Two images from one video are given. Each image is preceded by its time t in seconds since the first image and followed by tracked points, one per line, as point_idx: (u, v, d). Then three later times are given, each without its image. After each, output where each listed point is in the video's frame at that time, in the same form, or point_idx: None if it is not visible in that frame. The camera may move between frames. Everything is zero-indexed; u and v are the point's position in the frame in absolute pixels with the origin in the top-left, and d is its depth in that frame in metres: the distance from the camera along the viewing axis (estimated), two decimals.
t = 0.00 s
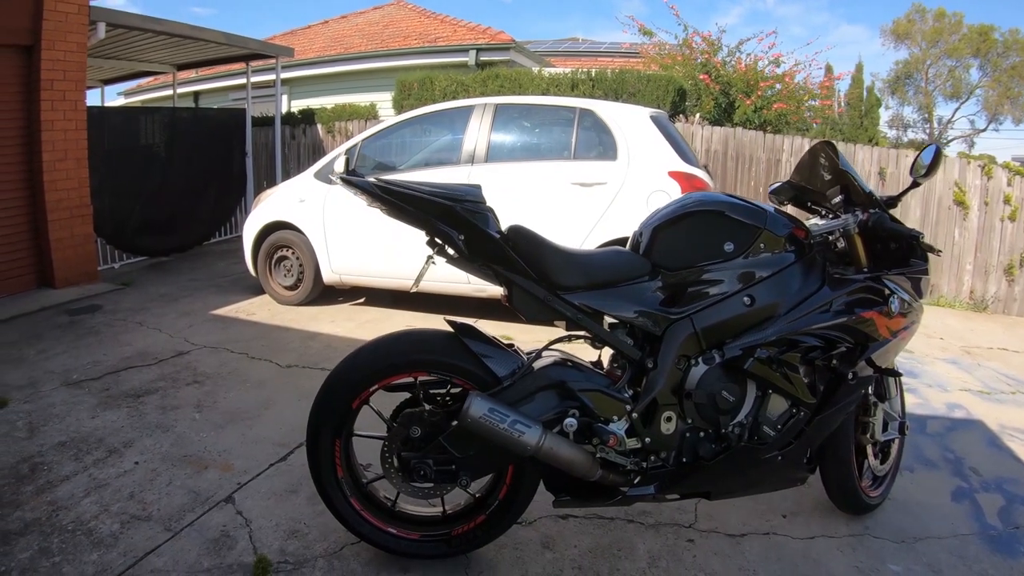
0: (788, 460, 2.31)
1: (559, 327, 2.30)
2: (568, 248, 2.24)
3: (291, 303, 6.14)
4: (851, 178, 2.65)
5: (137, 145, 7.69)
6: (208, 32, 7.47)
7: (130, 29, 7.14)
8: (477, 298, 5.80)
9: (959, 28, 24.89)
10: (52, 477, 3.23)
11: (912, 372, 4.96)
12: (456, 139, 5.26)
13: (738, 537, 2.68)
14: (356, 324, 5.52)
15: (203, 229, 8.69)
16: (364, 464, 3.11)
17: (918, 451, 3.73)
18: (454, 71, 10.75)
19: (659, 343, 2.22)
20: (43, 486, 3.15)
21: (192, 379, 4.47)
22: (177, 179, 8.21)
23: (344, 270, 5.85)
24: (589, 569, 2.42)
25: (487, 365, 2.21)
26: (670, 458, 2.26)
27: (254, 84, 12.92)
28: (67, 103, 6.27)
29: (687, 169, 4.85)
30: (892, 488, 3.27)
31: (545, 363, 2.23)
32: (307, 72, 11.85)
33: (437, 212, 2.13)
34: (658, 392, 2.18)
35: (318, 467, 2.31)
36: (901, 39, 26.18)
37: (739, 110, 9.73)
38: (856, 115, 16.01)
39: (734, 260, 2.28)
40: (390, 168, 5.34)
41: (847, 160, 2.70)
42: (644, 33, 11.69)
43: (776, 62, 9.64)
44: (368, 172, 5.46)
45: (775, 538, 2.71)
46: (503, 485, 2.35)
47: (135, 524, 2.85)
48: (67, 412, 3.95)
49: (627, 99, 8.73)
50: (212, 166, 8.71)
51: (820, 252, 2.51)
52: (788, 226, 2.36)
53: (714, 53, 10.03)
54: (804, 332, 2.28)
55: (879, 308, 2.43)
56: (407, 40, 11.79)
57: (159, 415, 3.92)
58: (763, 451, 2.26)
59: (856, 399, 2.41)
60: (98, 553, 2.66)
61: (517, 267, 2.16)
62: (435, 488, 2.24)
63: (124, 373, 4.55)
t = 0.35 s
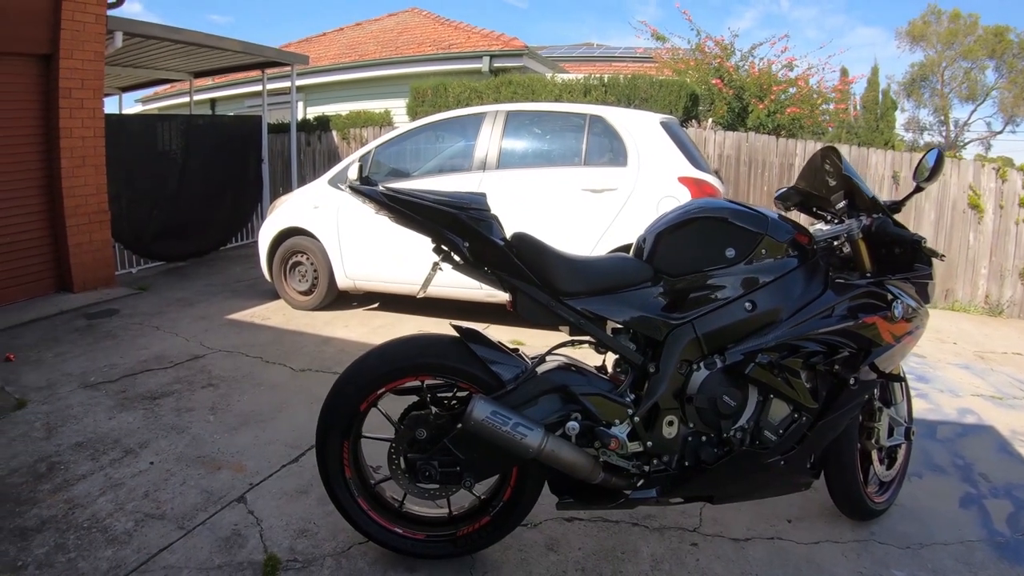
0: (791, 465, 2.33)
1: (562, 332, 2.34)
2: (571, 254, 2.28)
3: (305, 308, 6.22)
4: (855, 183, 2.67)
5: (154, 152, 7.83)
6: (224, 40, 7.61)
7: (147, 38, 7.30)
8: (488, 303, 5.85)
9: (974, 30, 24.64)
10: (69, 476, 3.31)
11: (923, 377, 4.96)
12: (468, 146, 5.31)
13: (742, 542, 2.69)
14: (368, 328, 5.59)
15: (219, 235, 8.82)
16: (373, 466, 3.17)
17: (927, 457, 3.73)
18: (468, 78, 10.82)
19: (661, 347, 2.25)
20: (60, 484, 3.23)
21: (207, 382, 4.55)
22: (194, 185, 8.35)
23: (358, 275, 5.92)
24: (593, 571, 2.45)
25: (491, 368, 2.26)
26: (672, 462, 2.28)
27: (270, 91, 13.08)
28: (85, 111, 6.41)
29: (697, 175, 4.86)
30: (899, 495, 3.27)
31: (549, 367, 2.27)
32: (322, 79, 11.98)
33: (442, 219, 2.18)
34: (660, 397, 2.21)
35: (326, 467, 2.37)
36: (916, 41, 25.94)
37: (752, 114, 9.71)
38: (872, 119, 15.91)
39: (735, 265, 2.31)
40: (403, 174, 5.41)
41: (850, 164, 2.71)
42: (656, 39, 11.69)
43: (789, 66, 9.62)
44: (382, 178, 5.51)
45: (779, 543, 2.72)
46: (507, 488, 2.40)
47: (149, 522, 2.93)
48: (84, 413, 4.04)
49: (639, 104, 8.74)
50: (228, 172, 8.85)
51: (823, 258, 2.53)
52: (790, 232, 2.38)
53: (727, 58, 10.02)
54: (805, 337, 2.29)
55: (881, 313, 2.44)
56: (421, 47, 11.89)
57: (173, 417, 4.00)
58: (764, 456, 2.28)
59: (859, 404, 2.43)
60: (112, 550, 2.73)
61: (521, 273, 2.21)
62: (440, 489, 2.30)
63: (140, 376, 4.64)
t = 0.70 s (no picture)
0: (785, 465, 2.36)
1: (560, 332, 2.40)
2: (568, 256, 2.34)
3: (322, 311, 6.32)
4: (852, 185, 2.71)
5: (174, 158, 8.01)
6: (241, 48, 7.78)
7: (166, 46, 7.49)
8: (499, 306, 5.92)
9: (993, 30, 24.32)
10: (87, 469, 3.43)
11: (933, 381, 4.97)
12: (480, 151, 5.38)
13: (740, 542, 2.73)
14: (381, 331, 5.68)
15: (239, 240, 9.00)
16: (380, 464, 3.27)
17: (934, 461, 3.73)
18: (483, 84, 10.92)
19: (655, 347, 2.29)
20: (78, 478, 3.36)
21: (222, 381, 4.67)
22: (214, 190, 8.52)
23: (372, 279, 6.02)
24: (588, 567, 2.53)
25: (489, 366, 2.34)
26: (668, 461, 2.32)
27: (289, 98, 13.27)
28: (106, 118, 6.60)
29: (706, 179, 4.88)
30: (903, 498, 3.28)
31: (545, 367, 2.34)
32: (340, 85, 12.14)
33: (443, 224, 2.25)
34: (653, 396, 2.26)
35: (332, 463, 2.51)
36: (934, 42, 25.64)
37: (766, 118, 9.68)
38: (890, 122, 15.80)
39: (730, 267, 2.35)
40: (418, 179, 5.50)
41: (848, 167, 2.75)
42: (671, 42, 11.69)
43: (803, 69, 9.58)
44: (396, 183, 5.59)
45: (777, 544, 2.75)
46: (506, 484, 2.50)
47: (163, 514, 3.05)
48: (103, 411, 4.17)
49: (651, 108, 8.76)
50: (247, 178, 9.02)
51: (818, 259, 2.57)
52: (783, 234, 2.42)
53: (740, 61, 10.01)
54: (799, 338, 2.32)
55: (877, 314, 2.45)
56: (437, 53, 12.01)
57: (189, 415, 4.11)
58: (758, 456, 2.32)
59: (855, 404, 2.45)
60: (126, 539, 2.86)
61: (518, 275, 2.27)
62: (440, 484, 2.41)
63: (158, 375, 4.77)
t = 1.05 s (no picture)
0: (785, 466, 2.36)
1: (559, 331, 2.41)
2: (567, 256, 2.35)
3: (331, 312, 6.36)
4: (853, 185, 2.71)
5: (186, 160, 8.10)
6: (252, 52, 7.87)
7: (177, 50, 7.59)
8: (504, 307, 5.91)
9: (1005, 32, 24.12)
10: (94, 465, 3.49)
11: (942, 384, 4.95)
12: (487, 153, 5.40)
13: (740, 544, 2.72)
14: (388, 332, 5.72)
15: (251, 241, 9.09)
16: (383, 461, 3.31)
17: (940, 465, 3.71)
18: (493, 87, 10.96)
19: (653, 347, 2.30)
20: (86, 472, 3.41)
21: (229, 380, 4.72)
22: (225, 192, 8.61)
23: (380, 280, 6.06)
24: (585, 566, 2.55)
25: (489, 365, 2.39)
26: (666, 461, 2.33)
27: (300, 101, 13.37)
28: (118, 120, 6.69)
29: (712, 181, 4.88)
30: (906, 502, 3.27)
31: (544, 366, 2.36)
32: (351, 89, 12.22)
33: (442, 224, 2.27)
34: (651, 395, 2.28)
35: (332, 460, 2.58)
36: (946, 44, 25.44)
37: (776, 120, 9.65)
38: (903, 125, 15.71)
39: (729, 267, 2.36)
40: (426, 181, 5.55)
41: (849, 167, 2.75)
42: (681, 45, 11.67)
43: (814, 71, 9.54)
44: (405, 185, 5.65)
45: (777, 546, 2.75)
46: (503, 482, 2.53)
47: (167, 509, 3.10)
48: (112, 408, 4.23)
49: (660, 110, 8.75)
50: (258, 180, 9.10)
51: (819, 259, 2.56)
52: (783, 234, 2.42)
53: (750, 63, 9.98)
54: (797, 338, 2.32)
55: (878, 315, 2.43)
56: (448, 56, 12.07)
57: (196, 412, 4.16)
58: (756, 457, 2.32)
59: (856, 406, 2.44)
60: (131, 533, 2.91)
61: (517, 274, 2.28)
62: (438, 481, 2.46)
63: (167, 374, 4.83)
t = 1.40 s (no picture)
0: (769, 464, 2.31)
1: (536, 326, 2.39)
2: (543, 250, 2.31)
3: (326, 311, 6.32)
4: (840, 176, 2.66)
5: (185, 160, 8.10)
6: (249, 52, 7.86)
7: (175, 51, 7.59)
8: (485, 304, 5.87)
9: (1008, 25, 23.92)
10: (86, 462, 3.47)
11: (940, 380, 4.88)
12: (481, 150, 5.36)
13: (726, 543, 2.68)
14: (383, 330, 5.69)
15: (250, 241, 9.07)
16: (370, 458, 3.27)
17: (935, 463, 3.65)
18: (491, 84, 10.92)
19: (631, 342, 2.26)
20: (77, 470, 3.39)
21: (222, 379, 4.70)
22: (224, 192, 8.60)
23: (373, 278, 6.03)
24: (566, 565, 2.52)
25: (465, 361, 2.37)
26: (646, 458, 2.30)
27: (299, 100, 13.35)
28: (115, 122, 6.68)
29: (706, 175, 4.82)
30: (899, 500, 3.21)
31: (520, 361, 2.34)
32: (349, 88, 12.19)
33: (417, 219, 2.25)
34: (629, 391, 2.24)
35: (312, 457, 2.57)
36: (949, 38, 25.28)
37: (776, 115, 9.58)
38: (905, 119, 15.63)
39: (709, 260, 2.31)
40: (421, 178, 5.50)
41: (835, 158, 2.71)
42: (679, 40, 11.60)
43: (814, 65, 9.45)
44: (400, 182, 5.61)
45: (764, 545, 2.70)
46: (482, 478, 2.53)
47: (155, 505, 3.08)
48: (105, 407, 4.21)
49: (657, 105, 8.70)
50: (257, 179, 9.09)
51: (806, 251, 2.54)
52: (765, 226, 2.37)
53: (749, 58, 9.90)
54: (780, 332, 2.26)
55: (866, 308, 2.35)
56: (446, 54, 12.05)
57: (188, 411, 4.14)
58: (738, 455, 2.27)
59: (843, 402, 2.37)
60: (118, 529, 2.89)
61: (492, 269, 2.25)
62: (416, 478, 2.46)
63: (161, 373, 4.81)
